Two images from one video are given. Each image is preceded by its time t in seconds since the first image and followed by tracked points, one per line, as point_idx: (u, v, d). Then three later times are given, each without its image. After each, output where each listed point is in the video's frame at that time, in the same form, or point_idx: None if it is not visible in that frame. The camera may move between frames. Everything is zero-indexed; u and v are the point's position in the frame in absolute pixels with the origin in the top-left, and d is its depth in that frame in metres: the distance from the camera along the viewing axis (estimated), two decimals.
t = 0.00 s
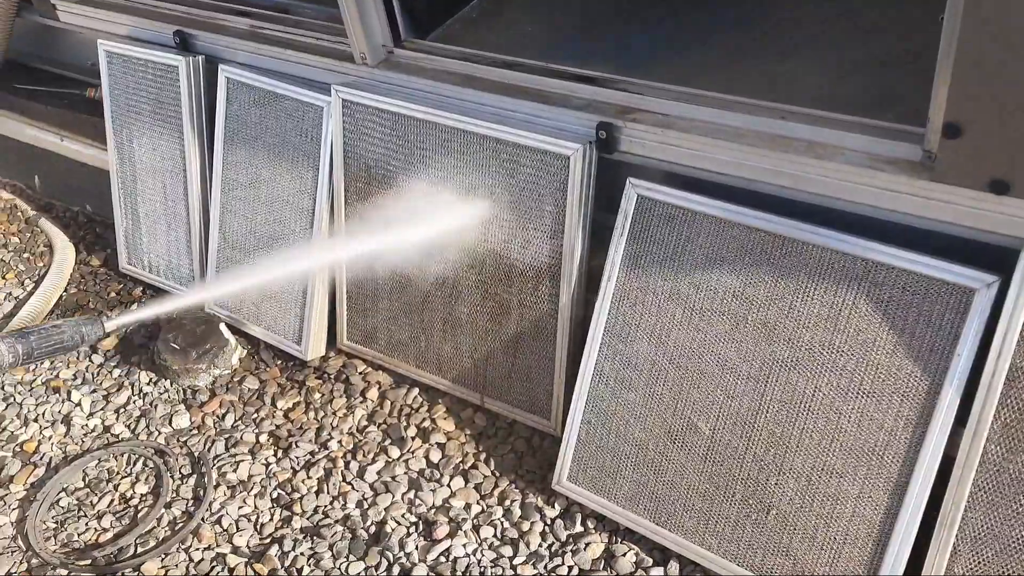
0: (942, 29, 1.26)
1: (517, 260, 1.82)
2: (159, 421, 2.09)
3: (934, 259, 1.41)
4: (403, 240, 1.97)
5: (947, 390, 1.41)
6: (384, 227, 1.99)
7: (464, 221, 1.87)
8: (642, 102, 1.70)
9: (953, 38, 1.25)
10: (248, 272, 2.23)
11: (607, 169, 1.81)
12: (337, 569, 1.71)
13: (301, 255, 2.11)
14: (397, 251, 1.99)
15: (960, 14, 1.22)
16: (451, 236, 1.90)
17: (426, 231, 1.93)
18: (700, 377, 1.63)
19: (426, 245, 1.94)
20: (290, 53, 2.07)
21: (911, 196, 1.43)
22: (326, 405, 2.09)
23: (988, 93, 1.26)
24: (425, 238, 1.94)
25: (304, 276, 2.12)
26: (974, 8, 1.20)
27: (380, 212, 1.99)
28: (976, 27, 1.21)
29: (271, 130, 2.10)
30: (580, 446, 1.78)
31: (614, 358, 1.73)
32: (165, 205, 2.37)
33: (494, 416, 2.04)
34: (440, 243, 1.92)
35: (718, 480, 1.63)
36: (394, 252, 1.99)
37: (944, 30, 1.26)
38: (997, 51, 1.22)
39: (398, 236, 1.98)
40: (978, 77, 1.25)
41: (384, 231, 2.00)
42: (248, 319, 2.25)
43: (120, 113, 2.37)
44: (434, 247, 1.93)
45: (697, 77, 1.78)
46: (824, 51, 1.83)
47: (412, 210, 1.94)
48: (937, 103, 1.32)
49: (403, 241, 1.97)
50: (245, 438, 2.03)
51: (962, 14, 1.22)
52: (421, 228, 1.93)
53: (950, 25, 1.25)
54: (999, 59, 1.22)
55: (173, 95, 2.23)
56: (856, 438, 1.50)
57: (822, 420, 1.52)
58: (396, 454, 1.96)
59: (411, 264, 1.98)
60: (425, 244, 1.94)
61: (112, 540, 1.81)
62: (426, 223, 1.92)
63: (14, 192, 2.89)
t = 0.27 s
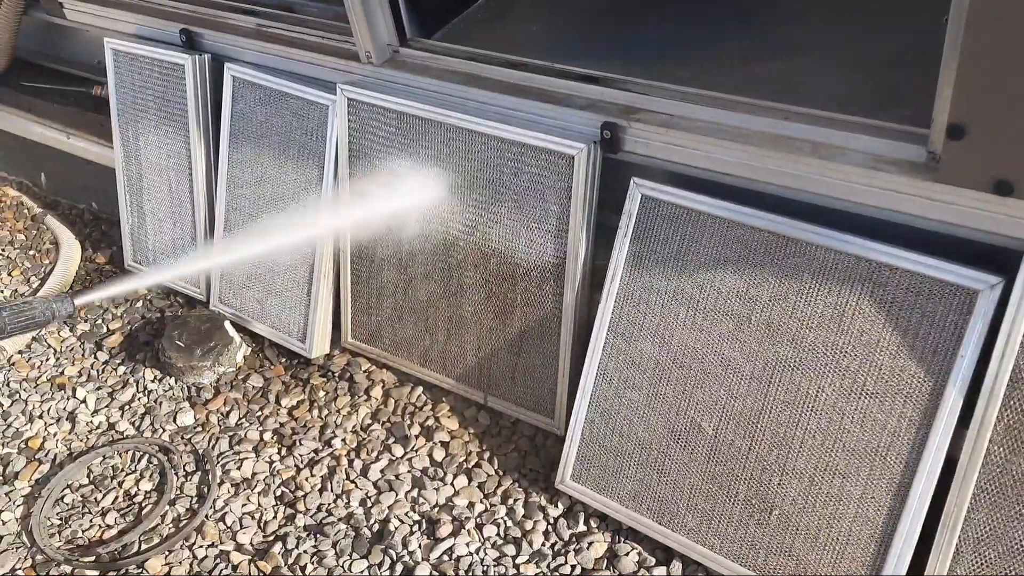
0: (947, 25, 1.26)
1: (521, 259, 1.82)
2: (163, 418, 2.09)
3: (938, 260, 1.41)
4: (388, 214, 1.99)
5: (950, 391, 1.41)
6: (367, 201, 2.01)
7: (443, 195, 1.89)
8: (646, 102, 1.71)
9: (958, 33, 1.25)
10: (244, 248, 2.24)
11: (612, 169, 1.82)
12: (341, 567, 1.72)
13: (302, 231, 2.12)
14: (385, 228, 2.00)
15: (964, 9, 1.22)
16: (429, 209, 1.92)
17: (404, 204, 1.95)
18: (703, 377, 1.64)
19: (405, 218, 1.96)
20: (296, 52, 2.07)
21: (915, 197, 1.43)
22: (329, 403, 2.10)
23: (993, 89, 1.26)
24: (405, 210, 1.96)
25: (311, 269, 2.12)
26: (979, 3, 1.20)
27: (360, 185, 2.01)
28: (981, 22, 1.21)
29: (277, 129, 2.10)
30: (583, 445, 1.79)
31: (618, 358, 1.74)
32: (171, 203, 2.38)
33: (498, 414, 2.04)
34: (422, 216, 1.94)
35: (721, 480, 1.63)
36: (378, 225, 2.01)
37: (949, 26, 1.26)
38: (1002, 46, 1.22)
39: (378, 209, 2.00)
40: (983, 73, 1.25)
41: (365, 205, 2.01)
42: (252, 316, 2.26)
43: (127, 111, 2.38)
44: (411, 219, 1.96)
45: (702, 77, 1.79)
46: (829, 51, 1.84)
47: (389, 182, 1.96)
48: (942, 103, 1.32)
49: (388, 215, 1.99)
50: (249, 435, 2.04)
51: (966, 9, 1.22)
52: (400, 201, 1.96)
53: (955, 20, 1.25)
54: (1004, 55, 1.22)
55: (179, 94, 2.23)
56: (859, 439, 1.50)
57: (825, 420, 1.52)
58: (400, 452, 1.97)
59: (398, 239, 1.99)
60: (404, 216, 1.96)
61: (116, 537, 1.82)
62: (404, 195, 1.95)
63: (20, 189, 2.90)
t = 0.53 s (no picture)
0: (948, 26, 1.27)
1: (524, 260, 1.83)
2: (168, 418, 2.10)
3: (939, 261, 1.42)
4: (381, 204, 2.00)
5: (951, 392, 1.41)
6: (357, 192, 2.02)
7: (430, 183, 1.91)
8: (648, 104, 1.72)
9: (959, 34, 1.26)
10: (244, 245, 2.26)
11: (614, 170, 1.82)
12: (344, 566, 1.73)
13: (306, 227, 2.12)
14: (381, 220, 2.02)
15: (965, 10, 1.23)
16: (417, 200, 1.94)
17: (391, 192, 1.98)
18: (705, 377, 1.64)
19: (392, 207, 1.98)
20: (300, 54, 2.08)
21: (916, 198, 1.44)
22: (333, 403, 2.11)
23: (994, 90, 1.26)
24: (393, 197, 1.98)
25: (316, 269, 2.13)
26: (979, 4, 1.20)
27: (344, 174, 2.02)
28: (982, 23, 1.22)
29: (281, 130, 2.11)
30: (586, 445, 1.79)
31: (621, 358, 1.74)
32: (175, 205, 2.39)
33: (501, 415, 2.05)
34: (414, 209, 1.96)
35: (723, 480, 1.63)
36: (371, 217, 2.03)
37: (950, 27, 1.27)
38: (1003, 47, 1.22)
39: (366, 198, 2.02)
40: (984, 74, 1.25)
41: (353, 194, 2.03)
42: (256, 316, 2.28)
43: (132, 112, 2.39)
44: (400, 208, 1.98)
45: (704, 79, 1.79)
46: (831, 53, 1.84)
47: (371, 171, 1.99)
48: (943, 105, 1.33)
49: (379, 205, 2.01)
50: (253, 435, 2.05)
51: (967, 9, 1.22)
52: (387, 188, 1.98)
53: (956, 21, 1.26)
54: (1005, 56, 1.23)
55: (184, 96, 2.25)
56: (860, 439, 1.50)
57: (826, 421, 1.53)
58: (403, 452, 1.98)
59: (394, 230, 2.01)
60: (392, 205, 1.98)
61: (121, 536, 1.83)
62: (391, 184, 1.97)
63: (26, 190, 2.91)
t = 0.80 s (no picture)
0: (952, 24, 1.27)
1: (526, 258, 1.83)
2: (169, 417, 2.10)
3: (941, 260, 1.41)
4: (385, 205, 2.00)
5: (954, 390, 1.41)
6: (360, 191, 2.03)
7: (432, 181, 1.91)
8: (651, 103, 1.71)
9: (962, 33, 1.25)
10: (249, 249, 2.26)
11: (616, 169, 1.82)
12: (346, 565, 1.73)
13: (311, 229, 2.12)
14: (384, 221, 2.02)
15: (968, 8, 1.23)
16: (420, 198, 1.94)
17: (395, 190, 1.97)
18: (707, 376, 1.64)
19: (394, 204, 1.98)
20: (302, 53, 2.08)
21: (919, 197, 1.44)
22: (335, 402, 2.11)
23: (998, 89, 1.26)
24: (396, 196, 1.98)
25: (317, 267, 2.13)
26: (983, 1, 1.20)
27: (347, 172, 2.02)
28: (985, 21, 1.21)
29: (283, 129, 2.11)
30: (588, 444, 1.79)
31: (623, 357, 1.74)
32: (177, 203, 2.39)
33: (503, 414, 2.05)
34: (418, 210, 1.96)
35: (726, 479, 1.63)
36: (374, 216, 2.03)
37: (954, 25, 1.27)
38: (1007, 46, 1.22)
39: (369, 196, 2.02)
40: (987, 72, 1.25)
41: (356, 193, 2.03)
42: (258, 315, 2.27)
43: (134, 110, 2.39)
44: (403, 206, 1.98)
45: (707, 78, 1.79)
46: (834, 52, 1.84)
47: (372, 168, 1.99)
48: (946, 104, 1.33)
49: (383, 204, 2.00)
50: (255, 434, 2.05)
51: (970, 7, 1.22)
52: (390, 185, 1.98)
53: (960, 19, 1.25)
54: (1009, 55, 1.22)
55: (186, 94, 2.25)
56: (863, 438, 1.50)
57: (829, 420, 1.53)
58: (405, 451, 1.97)
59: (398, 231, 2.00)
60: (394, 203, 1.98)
61: (122, 534, 1.83)
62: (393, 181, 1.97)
63: (28, 189, 2.91)
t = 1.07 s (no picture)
0: (948, 25, 1.27)
1: (522, 258, 1.83)
2: (164, 417, 2.09)
3: (937, 260, 1.41)
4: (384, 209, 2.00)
5: (950, 391, 1.41)
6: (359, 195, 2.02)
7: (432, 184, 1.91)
8: (648, 102, 1.71)
9: (959, 33, 1.25)
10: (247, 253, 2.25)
11: (613, 168, 1.82)
12: (341, 565, 1.72)
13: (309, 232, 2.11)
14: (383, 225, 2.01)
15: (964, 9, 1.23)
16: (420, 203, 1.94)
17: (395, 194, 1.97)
18: (704, 376, 1.64)
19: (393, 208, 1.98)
20: (298, 51, 2.08)
21: (916, 197, 1.43)
22: (330, 401, 2.10)
23: (994, 89, 1.25)
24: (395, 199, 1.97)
25: (313, 267, 2.12)
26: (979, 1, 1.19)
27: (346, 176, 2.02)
28: (981, 22, 1.21)
29: (279, 127, 2.11)
30: (584, 444, 1.79)
31: (619, 357, 1.74)
32: (173, 202, 2.38)
33: (499, 414, 2.04)
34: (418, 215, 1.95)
35: (722, 480, 1.63)
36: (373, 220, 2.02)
37: (951, 25, 1.27)
38: (1003, 46, 1.21)
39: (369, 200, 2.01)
40: (983, 73, 1.25)
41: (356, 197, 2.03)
42: (254, 315, 2.27)
43: (130, 109, 2.38)
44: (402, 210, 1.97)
45: (704, 78, 1.79)
46: (832, 53, 1.84)
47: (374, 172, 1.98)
48: (943, 104, 1.33)
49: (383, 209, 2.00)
50: (250, 434, 2.04)
51: (966, 7, 1.22)
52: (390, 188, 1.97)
53: (956, 20, 1.25)
54: (1005, 55, 1.22)
55: (182, 92, 2.24)
56: (859, 439, 1.50)
57: (825, 421, 1.52)
58: (401, 451, 1.97)
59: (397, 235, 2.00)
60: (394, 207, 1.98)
61: (116, 534, 1.82)
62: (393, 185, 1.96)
63: (24, 188, 2.90)
